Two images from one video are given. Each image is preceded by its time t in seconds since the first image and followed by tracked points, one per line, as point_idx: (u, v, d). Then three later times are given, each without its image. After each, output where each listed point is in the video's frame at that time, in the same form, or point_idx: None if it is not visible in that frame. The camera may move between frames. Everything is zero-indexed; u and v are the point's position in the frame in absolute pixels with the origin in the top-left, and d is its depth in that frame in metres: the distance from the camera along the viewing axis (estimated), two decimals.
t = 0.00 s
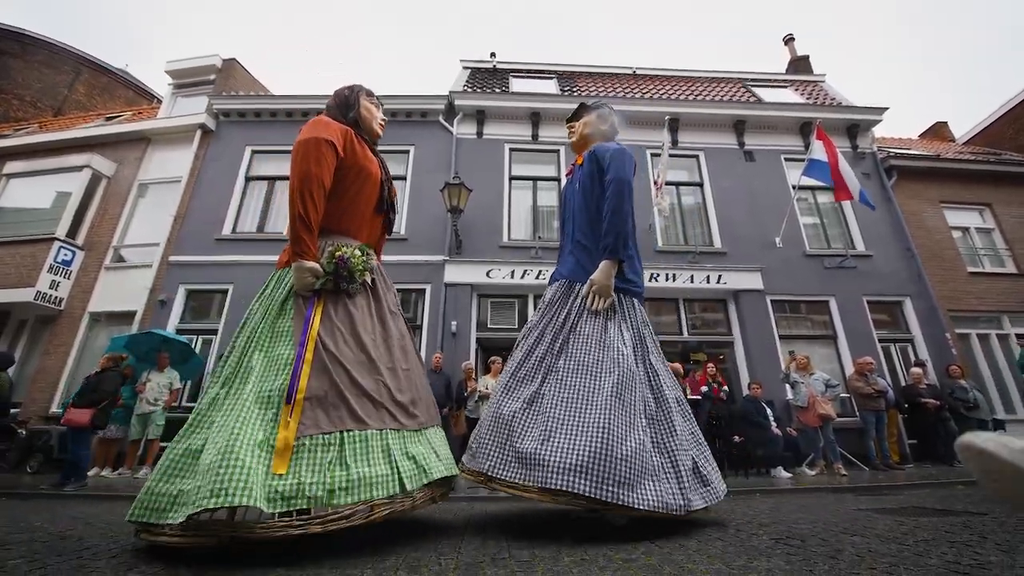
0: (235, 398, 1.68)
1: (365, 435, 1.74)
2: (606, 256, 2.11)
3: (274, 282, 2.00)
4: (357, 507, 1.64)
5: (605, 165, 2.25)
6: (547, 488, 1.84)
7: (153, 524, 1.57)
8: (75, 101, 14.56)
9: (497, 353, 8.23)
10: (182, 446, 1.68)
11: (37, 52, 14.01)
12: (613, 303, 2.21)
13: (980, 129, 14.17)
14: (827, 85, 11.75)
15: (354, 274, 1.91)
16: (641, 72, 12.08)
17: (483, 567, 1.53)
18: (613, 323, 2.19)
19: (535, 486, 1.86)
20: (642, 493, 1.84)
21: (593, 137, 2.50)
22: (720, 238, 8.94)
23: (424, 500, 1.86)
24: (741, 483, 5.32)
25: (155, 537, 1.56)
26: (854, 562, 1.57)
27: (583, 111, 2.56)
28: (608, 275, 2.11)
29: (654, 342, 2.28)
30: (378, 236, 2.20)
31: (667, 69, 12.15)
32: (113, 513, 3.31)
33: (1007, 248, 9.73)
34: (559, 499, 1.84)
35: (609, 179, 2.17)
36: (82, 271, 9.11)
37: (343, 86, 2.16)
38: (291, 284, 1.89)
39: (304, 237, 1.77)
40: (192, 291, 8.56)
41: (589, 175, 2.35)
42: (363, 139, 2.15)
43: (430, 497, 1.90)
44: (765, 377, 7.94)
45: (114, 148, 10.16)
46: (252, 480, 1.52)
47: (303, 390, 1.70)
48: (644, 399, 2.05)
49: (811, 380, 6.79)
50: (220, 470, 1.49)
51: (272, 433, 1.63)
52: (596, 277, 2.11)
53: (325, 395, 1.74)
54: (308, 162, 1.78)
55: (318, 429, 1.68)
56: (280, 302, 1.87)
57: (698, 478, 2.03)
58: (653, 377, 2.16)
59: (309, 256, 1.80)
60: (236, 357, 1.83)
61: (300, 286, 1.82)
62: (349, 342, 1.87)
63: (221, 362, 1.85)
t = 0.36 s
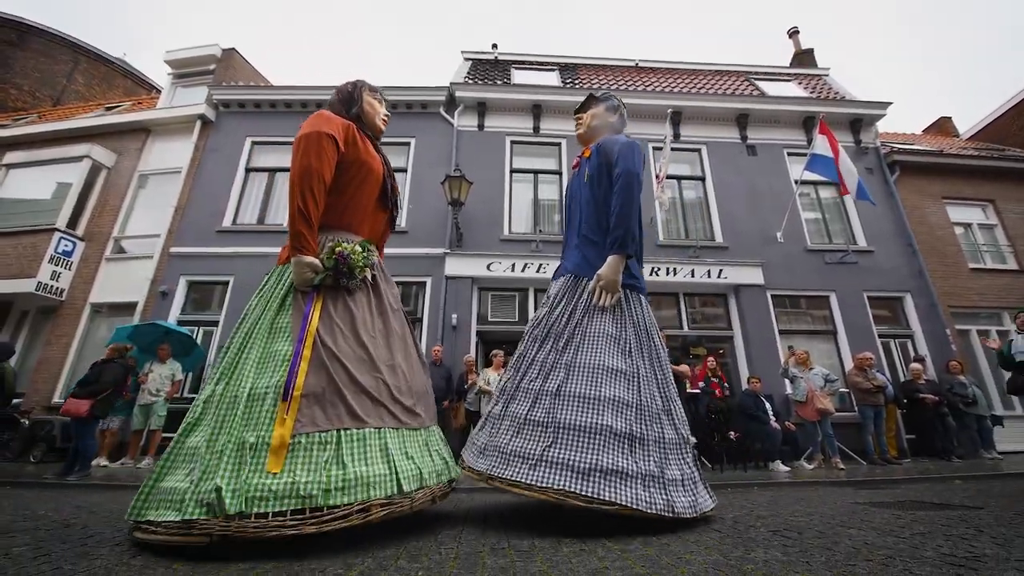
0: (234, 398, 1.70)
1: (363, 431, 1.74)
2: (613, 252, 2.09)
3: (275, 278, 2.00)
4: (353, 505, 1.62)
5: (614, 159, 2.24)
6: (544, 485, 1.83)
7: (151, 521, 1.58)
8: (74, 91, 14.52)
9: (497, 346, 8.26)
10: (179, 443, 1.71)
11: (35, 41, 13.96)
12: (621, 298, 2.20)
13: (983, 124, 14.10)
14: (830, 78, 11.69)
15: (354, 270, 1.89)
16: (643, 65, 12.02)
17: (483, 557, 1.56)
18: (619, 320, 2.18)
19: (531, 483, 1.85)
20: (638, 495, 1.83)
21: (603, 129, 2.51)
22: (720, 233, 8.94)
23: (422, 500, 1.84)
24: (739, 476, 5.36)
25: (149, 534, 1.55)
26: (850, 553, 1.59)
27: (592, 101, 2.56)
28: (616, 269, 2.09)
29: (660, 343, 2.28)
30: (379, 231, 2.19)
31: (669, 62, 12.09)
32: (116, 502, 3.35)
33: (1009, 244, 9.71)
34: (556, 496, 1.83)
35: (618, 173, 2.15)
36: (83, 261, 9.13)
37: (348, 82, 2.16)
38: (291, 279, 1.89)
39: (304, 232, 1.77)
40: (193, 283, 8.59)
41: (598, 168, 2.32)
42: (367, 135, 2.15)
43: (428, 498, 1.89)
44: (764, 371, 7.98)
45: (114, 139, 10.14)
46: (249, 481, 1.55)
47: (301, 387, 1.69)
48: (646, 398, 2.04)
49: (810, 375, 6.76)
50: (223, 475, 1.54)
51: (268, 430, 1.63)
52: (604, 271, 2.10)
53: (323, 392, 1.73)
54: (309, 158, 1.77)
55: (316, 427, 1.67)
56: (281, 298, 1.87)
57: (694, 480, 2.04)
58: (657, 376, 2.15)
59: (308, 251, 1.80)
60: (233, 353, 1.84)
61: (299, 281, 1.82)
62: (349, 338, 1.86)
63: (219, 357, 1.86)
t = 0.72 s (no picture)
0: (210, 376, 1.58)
1: (356, 413, 1.64)
2: (623, 223, 2.09)
3: (260, 253, 1.91)
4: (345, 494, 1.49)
5: (617, 136, 2.20)
6: (554, 470, 1.70)
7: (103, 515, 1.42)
8: (68, 81, 14.40)
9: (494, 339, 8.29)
10: (143, 426, 1.56)
11: (27, 29, 13.80)
12: (632, 273, 2.15)
13: (982, 119, 14.10)
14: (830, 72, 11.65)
15: (348, 243, 1.82)
16: (642, 57, 11.96)
17: (481, 548, 1.56)
18: (631, 298, 2.11)
19: (540, 470, 1.73)
20: (659, 478, 1.67)
21: (609, 111, 2.49)
22: (718, 227, 8.95)
23: (422, 492, 1.72)
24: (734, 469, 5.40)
25: (101, 529, 1.38)
26: (842, 544, 1.61)
27: (594, 87, 2.56)
28: (627, 241, 2.08)
29: (680, 323, 2.17)
30: (373, 208, 2.13)
31: (669, 54, 12.03)
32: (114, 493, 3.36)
33: (1004, 239, 9.75)
34: (567, 482, 1.69)
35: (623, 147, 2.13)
36: (78, 252, 9.09)
37: (345, 58, 2.12)
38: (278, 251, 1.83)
39: (295, 200, 1.69)
40: (190, 275, 8.57)
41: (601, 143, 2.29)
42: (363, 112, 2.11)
43: (427, 491, 1.77)
44: (760, 365, 8.02)
45: (109, 129, 10.06)
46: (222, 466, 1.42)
47: (286, 362, 1.60)
48: (663, 376, 1.92)
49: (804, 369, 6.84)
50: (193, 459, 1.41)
51: (248, 408, 1.51)
52: (614, 245, 2.08)
53: (312, 369, 1.64)
54: (304, 123, 1.70)
55: (303, 406, 1.57)
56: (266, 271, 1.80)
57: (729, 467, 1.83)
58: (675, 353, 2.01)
59: (299, 221, 1.73)
60: (211, 330, 1.73)
61: (289, 252, 1.74)
62: (340, 314, 1.78)
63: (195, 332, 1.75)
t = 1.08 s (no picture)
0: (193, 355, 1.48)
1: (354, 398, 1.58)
2: (626, 211, 2.09)
3: (252, 233, 1.84)
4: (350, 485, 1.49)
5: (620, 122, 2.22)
6: (557, 460, 1.69)
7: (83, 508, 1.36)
8: (64, 85, 14.37)
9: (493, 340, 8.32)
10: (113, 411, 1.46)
11: (22, 34, 13.79)
12: (636, 262, 2.14)
13: (978, 114, 14.13)
14: (826, 68, 11.68)
15: (344, 225, 1.78)
16: (639, 56, 11.97)
17: (484, 547, 1.57)
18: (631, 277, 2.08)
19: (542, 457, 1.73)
20: (662, 457, 1.64)
21: (609, 96, 2.50)
22: (716, 224, 8.97)
23: (424, 484, 1.77)
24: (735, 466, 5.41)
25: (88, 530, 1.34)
26: (843, 539, 1.62)
27: (597, 67, 2.56)
28: (629, 229, 2.08)
29: (687, 296, 2.10)
30: (369, 191, 2.09)
31: (666, 52, 12.05)
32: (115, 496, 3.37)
33: (1002, 234, 9.77)
34: (573, 477, 1.73)
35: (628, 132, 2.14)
36: (76, 257, 9.08)
37: (337, 36, 2.04)
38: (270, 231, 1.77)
39: (289, 179, 1.66)
40: (189, 278, 8.57)
41: (604, 132, 2.31)
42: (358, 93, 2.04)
43: (430, 484, 1.83)
44: (759, 362, 8.04)
45: (106, 132, 10.05)
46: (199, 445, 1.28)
47: (279, 343, 1.52)
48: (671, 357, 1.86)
49: (801, 366, 6.87)
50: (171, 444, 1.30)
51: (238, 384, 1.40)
52: (616, 233, 2.09)
53: (308, 347, 1.57)
54: (297, 101, 1.67)
55: (298, 386, 1.49)
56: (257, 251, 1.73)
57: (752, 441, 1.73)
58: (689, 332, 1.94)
59: (292, 202, 1.70)
60: (196, 311, 1.64)
61: (282, 234, 1.70)
62: (337, 296, 1.73)
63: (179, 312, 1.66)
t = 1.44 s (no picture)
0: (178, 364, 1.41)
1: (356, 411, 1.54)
2: (628, 214, 2.06)
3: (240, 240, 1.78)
4: (347, 515, 1.45)
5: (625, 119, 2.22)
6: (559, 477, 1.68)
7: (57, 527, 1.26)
8: (57, 83, 14.28)
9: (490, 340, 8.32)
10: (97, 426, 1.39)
11: (15, 31, 13.69)
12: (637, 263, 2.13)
13: (971, 118, 14.25)
14: (821, 72, 11.75)
15: (338, 231, 1.73)
16: (635, 58, 12.01)
17: (478, 550, 1.55)
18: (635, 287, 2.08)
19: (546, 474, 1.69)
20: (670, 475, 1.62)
21: (610, 89, 2.51)
22: (712, 226, 9.00)
23: (426, 500, 1.73)
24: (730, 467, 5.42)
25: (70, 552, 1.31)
26: (836, 539, 1.63)
27: (598, 60, 2.56)
28: (631, 234, 2.04)
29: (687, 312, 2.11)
30: (364, 185, 2.06)
31: (662, 55, 12.09)
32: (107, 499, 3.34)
33: (994, 237, 9.85)
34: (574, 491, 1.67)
35: (631, 131, 2.13)
36: (69, 256, 9.01)
37: (326, 23, 2.00)
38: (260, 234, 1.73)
39: (279, 183, 1.59)
40: (183, 278, 8.51)
41: (606, 130, 2.31)
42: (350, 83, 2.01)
43: (432, 498, 1.79)
44: (754, 363, 8.07)
45: (100, 131, 9.99)
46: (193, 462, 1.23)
47: (277, 363, 1.50)
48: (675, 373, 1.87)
49: (794, 367, 6.92)
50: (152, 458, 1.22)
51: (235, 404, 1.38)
52: (617, 236, 2.05)
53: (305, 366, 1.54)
54: (285, 95, 1.60)
55: (300, 404, 1.45)
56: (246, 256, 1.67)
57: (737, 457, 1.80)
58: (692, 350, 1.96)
59: (282, 206, 1.63)
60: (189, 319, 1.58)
61: (273, 240, 1.66)
62: (332, 304, 1.70)
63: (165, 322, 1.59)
